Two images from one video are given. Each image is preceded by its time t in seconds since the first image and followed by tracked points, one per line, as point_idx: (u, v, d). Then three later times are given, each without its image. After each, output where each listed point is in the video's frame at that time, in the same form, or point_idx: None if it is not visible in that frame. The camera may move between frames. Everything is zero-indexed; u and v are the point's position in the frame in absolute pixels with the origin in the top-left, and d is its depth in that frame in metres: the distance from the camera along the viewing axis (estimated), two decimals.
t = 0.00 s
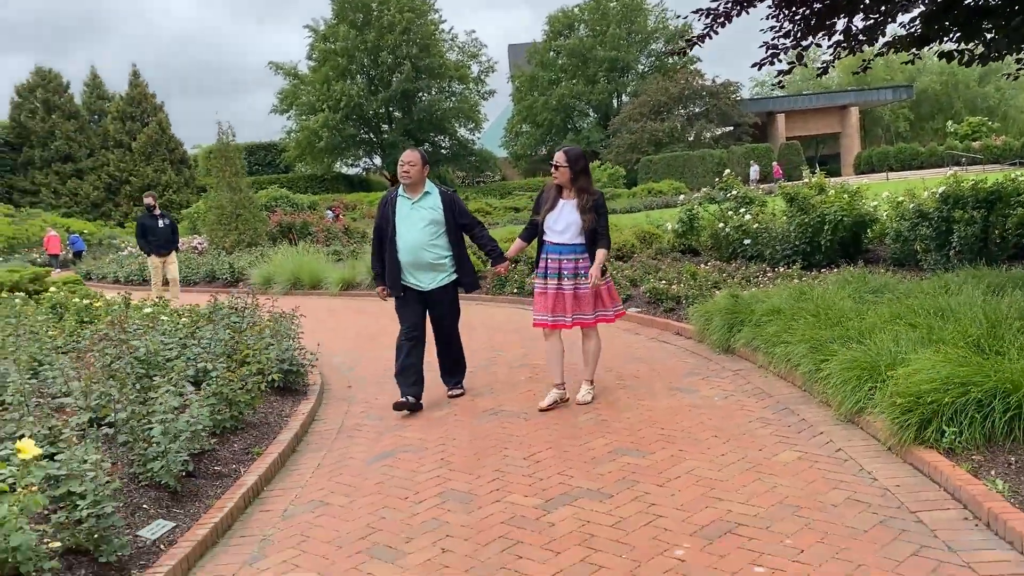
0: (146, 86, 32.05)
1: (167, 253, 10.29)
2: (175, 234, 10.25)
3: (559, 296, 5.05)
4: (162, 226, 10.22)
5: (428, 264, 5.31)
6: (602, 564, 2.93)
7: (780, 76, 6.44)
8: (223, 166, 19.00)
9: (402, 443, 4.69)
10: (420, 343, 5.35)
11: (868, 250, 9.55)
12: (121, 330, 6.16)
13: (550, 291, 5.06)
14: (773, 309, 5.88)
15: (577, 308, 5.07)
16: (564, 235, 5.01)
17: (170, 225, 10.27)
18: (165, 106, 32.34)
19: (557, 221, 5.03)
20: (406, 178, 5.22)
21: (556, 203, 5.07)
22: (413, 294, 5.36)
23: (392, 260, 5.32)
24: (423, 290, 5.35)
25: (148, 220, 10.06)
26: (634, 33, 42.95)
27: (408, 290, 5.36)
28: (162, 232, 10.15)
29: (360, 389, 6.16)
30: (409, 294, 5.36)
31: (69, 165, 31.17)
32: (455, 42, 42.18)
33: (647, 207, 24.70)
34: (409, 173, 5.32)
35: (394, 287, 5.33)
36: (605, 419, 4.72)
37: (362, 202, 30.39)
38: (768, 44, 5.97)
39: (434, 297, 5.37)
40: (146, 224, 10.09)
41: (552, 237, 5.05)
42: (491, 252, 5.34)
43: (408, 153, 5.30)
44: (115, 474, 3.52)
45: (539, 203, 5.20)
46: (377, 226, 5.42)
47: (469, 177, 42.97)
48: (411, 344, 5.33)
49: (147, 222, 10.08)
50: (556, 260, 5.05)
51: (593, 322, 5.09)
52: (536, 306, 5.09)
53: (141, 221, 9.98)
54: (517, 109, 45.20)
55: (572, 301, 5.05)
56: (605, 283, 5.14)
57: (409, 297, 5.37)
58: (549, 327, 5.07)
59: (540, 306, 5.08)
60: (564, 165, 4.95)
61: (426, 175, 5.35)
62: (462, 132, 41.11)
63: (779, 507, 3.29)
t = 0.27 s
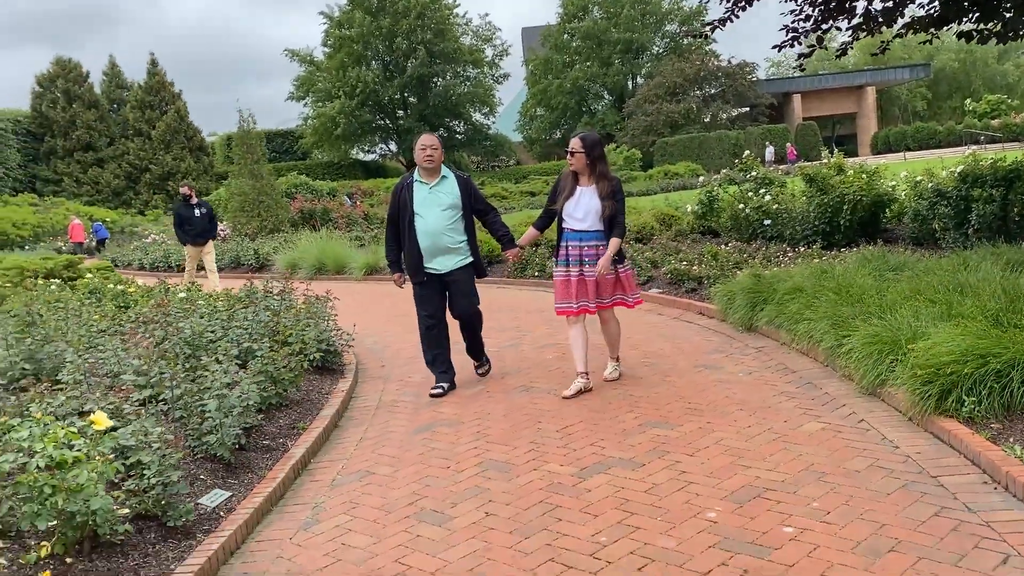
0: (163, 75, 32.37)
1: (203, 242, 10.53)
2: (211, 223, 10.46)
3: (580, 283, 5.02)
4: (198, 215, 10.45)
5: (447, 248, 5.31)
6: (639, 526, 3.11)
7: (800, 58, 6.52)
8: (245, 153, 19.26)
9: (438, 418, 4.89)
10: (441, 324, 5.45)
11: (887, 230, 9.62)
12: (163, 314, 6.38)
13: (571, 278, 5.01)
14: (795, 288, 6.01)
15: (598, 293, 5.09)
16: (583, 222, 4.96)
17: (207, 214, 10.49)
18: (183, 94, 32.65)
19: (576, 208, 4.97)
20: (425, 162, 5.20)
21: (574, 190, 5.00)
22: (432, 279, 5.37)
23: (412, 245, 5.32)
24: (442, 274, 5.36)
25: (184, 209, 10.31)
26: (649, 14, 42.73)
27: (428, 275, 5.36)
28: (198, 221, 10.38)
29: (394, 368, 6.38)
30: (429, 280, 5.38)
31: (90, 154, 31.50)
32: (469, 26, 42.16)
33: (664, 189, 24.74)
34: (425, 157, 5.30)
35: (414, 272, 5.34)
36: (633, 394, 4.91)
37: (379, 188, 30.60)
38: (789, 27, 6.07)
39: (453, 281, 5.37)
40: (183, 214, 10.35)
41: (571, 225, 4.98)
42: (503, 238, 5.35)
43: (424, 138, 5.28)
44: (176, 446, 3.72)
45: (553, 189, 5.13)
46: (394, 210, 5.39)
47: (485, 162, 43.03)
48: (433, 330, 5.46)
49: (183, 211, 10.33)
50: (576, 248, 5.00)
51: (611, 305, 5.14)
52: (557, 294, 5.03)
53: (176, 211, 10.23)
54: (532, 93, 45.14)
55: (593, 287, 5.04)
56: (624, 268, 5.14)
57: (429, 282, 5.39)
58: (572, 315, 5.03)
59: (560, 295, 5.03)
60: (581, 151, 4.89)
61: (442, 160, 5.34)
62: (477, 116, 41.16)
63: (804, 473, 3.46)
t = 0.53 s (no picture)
0: (179, 68, 32.72)
1: (238, 228, 10.70)
2: (244, 210, 10.60)
3: (594, 270, 4.98)
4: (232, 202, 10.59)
5: (467, 238, 5.13)
6: (672, 497, 3.26)
7: (820, 45, 6.62)
8: (264, 145, 19.48)
9: (470, 401, 5.05)
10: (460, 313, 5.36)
11: (905, 214, 9.69)
12: (199, 302, 6.56)
13: (585, 265, 5.00)
14: (815, 271, 6.12)
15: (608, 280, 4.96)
16: (595, 209, 4.88)
17: (240, 201, 10.62)
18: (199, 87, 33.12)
19: (588, 195, 4.89)
20: (446, 149, 5.05)
21: (586, 177, 4.91)
22: (451, 269, 5.20)
23: (431, 234, 5.17)
24: (462, 264, 5.18)
25: (218, 197, 10.48)
26: None
27: (447, 264, 5.19)
28: (231, 208, 10.53)
29: (422, 354, 6.54)
30: (448, 270, 5.21)
31: (107, 147, 31.71)
32: (482, 15, 42.16)
33: (680, 176, 24.75)
34: (449, 146, 5.17)
35: (433, 262, 5.16)
36: (658, 375, 5.06)
37: (394, 178, 30.76)
38: (808, 14, 6.17)
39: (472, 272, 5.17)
40: (217, 201, 10.52)
41: (584, 212, 4.91)
42: (521, 227, 5.14)
43: (447, 125, 5.14)
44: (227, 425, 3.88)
45: (567, 177, 5.07)
46: (415, 199, 5.25)
47: (499, 151, 43.09)
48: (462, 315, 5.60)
49: (218, 199, 10.50)
50: (589, 235, 4.94)
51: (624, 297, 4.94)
52: (572, 280, 5.04)
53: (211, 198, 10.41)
54: (545, 81, 45.09)
55: (607, 275, 4.95)
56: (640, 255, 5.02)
57: (448, 272, 5.21)
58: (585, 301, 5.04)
59: (575, 281, 5.04)
60: (590, 138, 4.80)
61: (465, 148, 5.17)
62: (490, 105, 41.24)
63: (829, 446, 3.61)
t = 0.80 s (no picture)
0: (197, 67, 33.18)
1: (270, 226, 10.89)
2: (277, 208, 10.77)
3: (609, 271, 4.93)
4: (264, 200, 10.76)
5: (491, 239, 5.15)
6: (692, 481, 3.43)
7: (836, 44, 6.76)
8: (284, 143, 19.75)
9: (495, 392, 5.22)
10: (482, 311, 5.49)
11: (921, 208, 9.78)
12: (232, 298, 6.79)
13: (600, 267, 4.94)
14: (831, 266, 6.27)
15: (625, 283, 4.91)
16: (608, 211, 4.84)
17: (273, 200, 10.80)
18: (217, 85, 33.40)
19: (600, 196, 4.86)
20: (473, 151, 5.09)
21: (597, 178, 4.88)
22: (475, 270, 5.24)
23: (457, 234, 5.22)
24: (485, 266, 5.21)
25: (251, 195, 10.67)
26: None
27: (471, 265, 5.23)
28: (264, 206, 10.71)
29: (445, 348, 6.72)
30: (473, 271, 5.26)
31: (127, 146, 32.00)
32: (497, 11, 42.28)
33: (697, 171, 24.79)
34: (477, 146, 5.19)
35: (458, 262, 5.21)
36: (677, 367, 5.23)
37: (411, 175, 30.98)
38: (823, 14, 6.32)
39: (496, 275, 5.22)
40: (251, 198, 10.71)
41: (597, 214, 4.88)
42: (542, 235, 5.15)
43: (475, 126, 5.18)
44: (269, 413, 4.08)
45: (579, 179, 5.04)
46: (442, 199, 5.30)
47: (514, 147, 43.21)
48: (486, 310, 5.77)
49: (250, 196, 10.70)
50: (602, 237, 4.90)
51: (639, 297, 4.90)
52: (586, 283, 4.98)
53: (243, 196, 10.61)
54: (560, 77, 45.13)
55: (621, 276, 4.90)
56: (654, 256, 4.98)
57: (472, 272, 5.25)
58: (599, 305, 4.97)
59: (589, 284, 4.98)
60: (602, 139, 4.76)
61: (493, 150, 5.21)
62: (506, 102, 41.39)
63: (842, 433, 3.78)
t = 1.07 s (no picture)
0: (221, 72, 33.98)
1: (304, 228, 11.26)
2: (310, 211, 11.11)
3: (624, 273, 5.07)
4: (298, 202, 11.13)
5: (519, 240, 5.29)
6: (706, 470, 3.65)
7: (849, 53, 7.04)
8: (307, 147, 20.16)
9: (518, 387, 5.45)
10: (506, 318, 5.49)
11: (936, 213, 9.94)
12: (265, 297, 7.06)
13: (616, 269, 5.09)
14: (844, 269, 6.46)
15: (643, 286, 5.07)
16: (624, 214, 5.01)
17: (307, 202, 11.15)
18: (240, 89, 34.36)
19: (617, 200, 5.03)
20: (500, 154, 5.20)
21: (614, 183, 5.05)
22: (502, 269, 5.38)
23: (484, 234, 5.34)
24: (512, 265, 5.35)
25: (285, 197, 11.01)
26: None
27: (498, 265, 5.37)
28: (298, 208, 11.05)
29: (469, 347, 6.96)
30: (499, 270, 5.39)
31: (152, 149, 32.27)
32: (516, 17, 42.67)
33: (714, 176, 24.94)
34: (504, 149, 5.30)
35: (485, 261, 5.35)
36: (693, 366, 5.44)
37: (430, 179, 31.34)
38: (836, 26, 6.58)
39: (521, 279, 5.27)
40: (285, 200, 11.05)
41: (613, 217, 5.05)
42: (564, 243, 5.36)
43: (502, 129, 5.27)
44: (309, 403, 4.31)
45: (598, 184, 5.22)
46: (469, 200, 5.43)
47: (532, 151, 43.51)
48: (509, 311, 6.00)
49: (285, 199, 11.03)
50: (618, 240, 5.06)
51: (656, 298, 5.07)
52: (602, 285, 5.13)
53: (279, 199, 10.94)
54: (578, 82, 45.38)
55: (637, 278, 5.06)
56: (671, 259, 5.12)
57: (499, 271, 5.39)
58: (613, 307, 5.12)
59: (604, 285, 5.13)
60: (619, 144, 4.93)
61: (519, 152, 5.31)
62: (524, 107, 41.75)
63: (849, 427, 3.98)
